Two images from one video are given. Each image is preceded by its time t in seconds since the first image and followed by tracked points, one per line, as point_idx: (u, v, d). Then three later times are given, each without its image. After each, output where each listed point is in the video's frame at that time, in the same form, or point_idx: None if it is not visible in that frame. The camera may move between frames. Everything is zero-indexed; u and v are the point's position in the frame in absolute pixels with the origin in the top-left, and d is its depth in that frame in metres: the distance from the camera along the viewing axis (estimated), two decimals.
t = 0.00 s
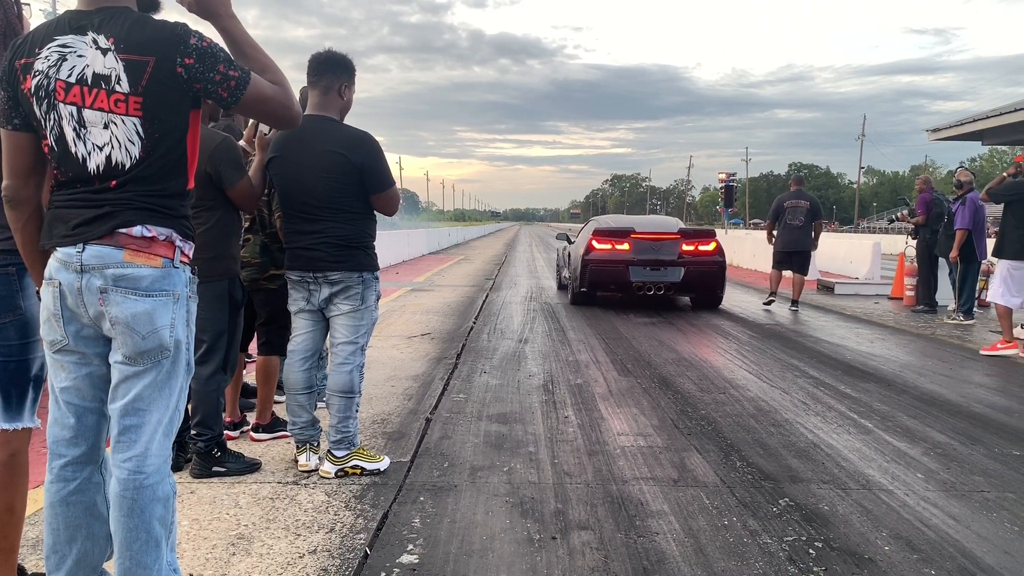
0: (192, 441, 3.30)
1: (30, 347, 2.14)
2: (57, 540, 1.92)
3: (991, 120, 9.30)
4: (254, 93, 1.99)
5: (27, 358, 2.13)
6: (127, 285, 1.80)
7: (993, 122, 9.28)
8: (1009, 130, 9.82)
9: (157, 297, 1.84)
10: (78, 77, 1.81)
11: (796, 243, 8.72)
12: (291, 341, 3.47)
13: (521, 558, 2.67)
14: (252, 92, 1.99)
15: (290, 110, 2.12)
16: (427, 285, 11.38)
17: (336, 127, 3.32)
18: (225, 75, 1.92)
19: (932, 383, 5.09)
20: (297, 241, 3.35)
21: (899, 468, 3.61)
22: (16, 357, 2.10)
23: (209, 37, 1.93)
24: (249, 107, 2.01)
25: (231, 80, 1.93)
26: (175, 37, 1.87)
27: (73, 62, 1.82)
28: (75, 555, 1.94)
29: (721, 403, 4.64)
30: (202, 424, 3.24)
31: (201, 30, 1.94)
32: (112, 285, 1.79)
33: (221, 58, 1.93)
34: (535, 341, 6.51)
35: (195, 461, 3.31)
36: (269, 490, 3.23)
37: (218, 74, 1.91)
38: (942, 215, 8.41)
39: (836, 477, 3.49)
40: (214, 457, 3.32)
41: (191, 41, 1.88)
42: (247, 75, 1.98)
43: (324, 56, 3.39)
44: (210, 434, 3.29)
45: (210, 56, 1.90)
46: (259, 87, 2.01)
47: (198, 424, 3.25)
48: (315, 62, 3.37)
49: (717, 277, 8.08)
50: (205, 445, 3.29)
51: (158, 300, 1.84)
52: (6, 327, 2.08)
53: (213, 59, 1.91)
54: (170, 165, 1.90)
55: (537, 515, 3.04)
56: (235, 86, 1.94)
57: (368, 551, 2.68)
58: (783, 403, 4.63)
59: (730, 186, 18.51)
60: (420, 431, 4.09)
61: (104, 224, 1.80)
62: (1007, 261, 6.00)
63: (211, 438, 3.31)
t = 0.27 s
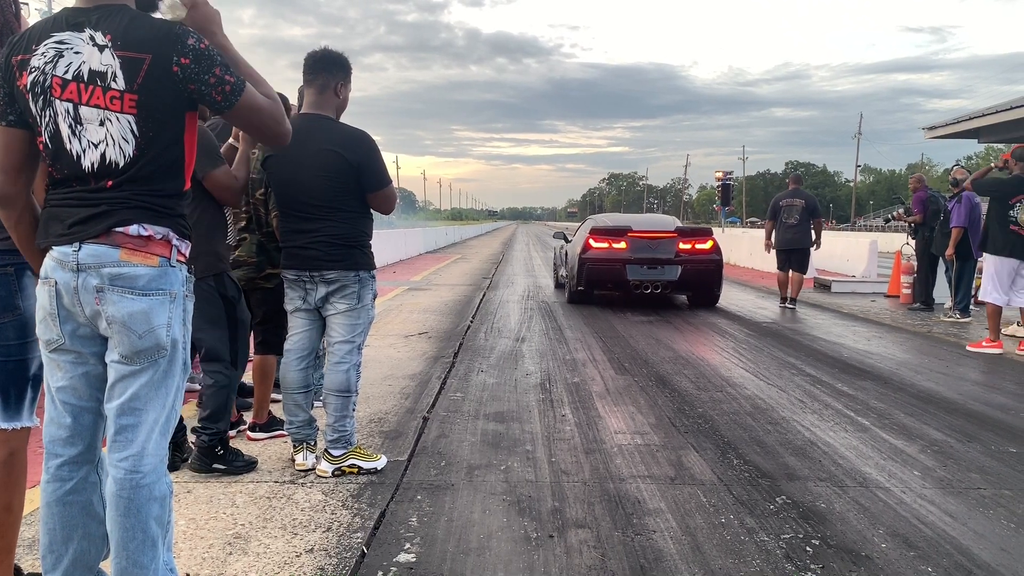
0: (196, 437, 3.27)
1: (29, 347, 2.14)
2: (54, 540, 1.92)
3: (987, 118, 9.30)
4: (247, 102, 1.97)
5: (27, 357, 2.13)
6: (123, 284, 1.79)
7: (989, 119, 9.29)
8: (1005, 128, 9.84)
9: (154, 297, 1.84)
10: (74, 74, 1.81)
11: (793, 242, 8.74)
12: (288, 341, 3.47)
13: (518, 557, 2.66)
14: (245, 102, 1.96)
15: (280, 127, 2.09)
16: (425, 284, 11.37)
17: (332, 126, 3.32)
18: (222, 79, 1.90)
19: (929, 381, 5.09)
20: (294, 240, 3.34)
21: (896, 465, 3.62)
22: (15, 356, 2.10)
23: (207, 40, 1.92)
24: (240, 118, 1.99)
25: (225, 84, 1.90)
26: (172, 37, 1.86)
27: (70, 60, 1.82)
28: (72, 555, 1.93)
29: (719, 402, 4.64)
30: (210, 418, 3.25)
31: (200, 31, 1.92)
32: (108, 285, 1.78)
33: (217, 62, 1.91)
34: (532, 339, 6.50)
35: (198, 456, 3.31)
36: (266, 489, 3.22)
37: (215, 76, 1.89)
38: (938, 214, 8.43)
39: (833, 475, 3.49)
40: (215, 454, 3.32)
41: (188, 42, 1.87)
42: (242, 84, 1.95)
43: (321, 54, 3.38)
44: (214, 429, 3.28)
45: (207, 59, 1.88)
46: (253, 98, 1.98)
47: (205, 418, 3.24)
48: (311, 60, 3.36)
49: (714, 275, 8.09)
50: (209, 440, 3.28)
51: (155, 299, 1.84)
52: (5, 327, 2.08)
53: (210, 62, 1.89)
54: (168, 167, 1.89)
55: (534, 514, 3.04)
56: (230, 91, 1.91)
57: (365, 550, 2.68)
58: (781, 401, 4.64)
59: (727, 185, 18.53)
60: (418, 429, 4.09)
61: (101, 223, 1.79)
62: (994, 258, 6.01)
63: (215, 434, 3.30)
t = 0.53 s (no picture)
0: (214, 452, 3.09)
1: (25, 347, 2.11)
2: (50, 541, 1.91)
3: (983, 116, 9.32)
4: (228, 122, 1.93)
5: (23, 357, 2.10)
6: (124, 284, 1.79)
7: (985, 118, 9.31)
8: (1001, 126, 9.86)
9: (155, 296, 1.83)
10: (74, 70, 1.80)
11: (791, 241, 8.75)
12: (285, 340, 3.46)
13: (515, 555, 2.66)
14: (227, 122, 1.93)
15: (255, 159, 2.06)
16: (422, 283, 11.38)
17: (329, 124, 3.31)
18: (211, 90, 1.89)
19: (926, 379, 5.10)
20: (291, 240, 3.34)
21: (893, 464, 3.62)
22: (11, 356, 2.07)
23: (206, 46, 1.92)
24: (219, 142, 1.94)
25: (213, 97, 1.88)
26: (171, 38, 1.85)
27: (69, 56, 1.81)
28: (68, 556, 1.92)
29: (716, 400, 4.64)
30: (222, 429, 3.06)
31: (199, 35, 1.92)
32: (109, 284, 1.77)
33: (212, 71, 1.91)
34: (530, 338, 6.51)
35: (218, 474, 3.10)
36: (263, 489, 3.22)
37: (206, 83, 1.87)
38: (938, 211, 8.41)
39: (830, 473, 3.49)
40: (236, 467, 3.11)
41: (187, 46, 1.86)
42: (231, 106, 1.95)
43: (318, 53, 3.37)
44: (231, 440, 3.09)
45: (202, 64, 1.88)
46: (238, 123, 1.97)
47: (216, 431, 3.06)
48: (308, 59, 3.35)
49: (712, 274, 8.10)
50: (228, 452, 3.08)
51: (156, 299, 1.83)
52: (3, 327, 2.06)
53: (204, 69, 1.88)
54: (165, 168, 1.88)
55: (532, 512, 3.04)
56: (216, 105, 1.89)
57: (362, 549, 2.67)
58: (778, 400, 4.64)
59: (724, 184, 18.55)
60: (415, 428, 4.09)
61: (100, 222, 1.79)
62: (981, 255, 6.02)
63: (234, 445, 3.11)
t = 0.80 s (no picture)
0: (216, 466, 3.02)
1: (25, 348, 2.10)
2: (49, 543, 1.91)
3: (981, 117, 9.33)
4: (213, 125, 1.88)
5: (22, 358, 2.09)
6: (122, 285, 1.79)
7: (982, 119, 9.32)
8: (999, 127, 9.88)
9: (153, 298, 1.83)
10: (73, 69, 1.80)
11: (796, 242, 8.77)
12: (283, 341, 3.46)
13: (514, 556, 2.66)
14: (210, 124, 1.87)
15: (236, 170, 1.98)
16: (420, 283, 11.38)
17: (327, 125, 3.31)
18: (199, 91, 1.86)
19: (924, 379, 5.11)
20: (289, 240, 3.33)
21: (892, 464, 3.62)
22: (9, 357, 2.06)
23: (202, 49, 1.91)
24: (197, 143, 1.87)
25: (201, 96, 1.85)
26: (167, 39, 1.85)
27: (68, 55, 1.81)
28: (67, 558, 1.92)
29: (715, 401, 4.64)
30: (222, 445, 2.97)
31: (195, 37, 1.91)
32: (106, 285, 1.77)
33: (204, 74, 1.89)
34: (529, 339, 6.50)
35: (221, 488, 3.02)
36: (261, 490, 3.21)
37: (196, 84, 1.85)
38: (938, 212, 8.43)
39: (829, 474, 3.49)
40: (241, 483, 3.03)
41: (183, 47, 1.86)
42: (219, 109, 1.90)
43: (317, 53, 3.37)
44: (233, 456, 3.00)
45: (196, 65, 1.87)
46: (223, 129, 1.92)
47: (218, 446, 2.98)
48: (307, 59, 3.35)
49: (710, 275, 8.10)
50: (229, 468, 3.00)
51: (154, 300, 1.83)
52: (2, 328, 2.05)
53: (198, 70, 1.87)
54: (163, 168, 1.87)
55: (531, 513, 3.04)
56: (202, 104, 1.85)
57: (361, 550, 2.67)
58: (776, 400, 4.64)
59: (722, 184, 18.57)
60: (414, 429, 4.08)
61: (99, 222, 1.79)
62: (978, 256, 6.04)
63: (236, 461, 3.02)
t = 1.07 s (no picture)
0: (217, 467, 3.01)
1: (27, 348, 2.08)
2: (48, 545, 1.91)
3: (981, 119, 9.33)
4: (206, 124, 1.87)
5: (23, 359, 2.07)
6: (118, 286, 1.79)
7: (982, 121, 9.34)
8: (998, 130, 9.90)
9: (149, 299, 1.83)
10: (68, 70, 1.81)
11: (811, 244, 8.76)
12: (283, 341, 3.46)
13: (514, 558, 2.67)
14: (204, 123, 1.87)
15: (229, 169, 1.95)
16: (419, 284, 11.38)
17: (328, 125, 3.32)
18: (190, 89, 1.84)
19: (923, 381, 5.11)
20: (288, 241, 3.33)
21: (891, 466, 3.63)
22: (11, 357, 2.04)
23: (195, 49, 1.89)
24: (189, 141, 1.85)
25: (192, 95, 1.83)
26: (159, 38, 1.84)
27: (63, 56, 1.81)
28: (66, 560, 1.92)
29: (714, 402, 4.64)
30: (224, 448, 2.96)
31: (188, 37, 1.90)
32: (102, 287, 1.78)
33: (196, 73, 1.87)
34: (528, 340, 6.50)
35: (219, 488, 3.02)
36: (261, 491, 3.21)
37: (187, 83, 1.84)
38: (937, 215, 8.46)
39: (828, 475, 3.50)
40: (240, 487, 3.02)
41: (174, 46, 1.84)
42: (211, 109, 1.89)
43: (318, 54, 3.37)
44: (234, 459, 2.99)
45: (187, 65, 1.85)
46: (216, 127, 1.90)
47: (219, 448, 2.97)
48: (308, 60, 3.34)
49: (710, 276, 8.11)
50: (229, 471, 3.00)
51: (150, 301, 1.83)
52: (4, 328, 2.03)
53: (189, 70, 1.86)
54: (159, 168, 1.87)
55: (530, 515, 3.04)
56: (193, 103, 1.83)
57: (361, 551, 2.67)
58: (775, 401, 4.65)
59: (721, 186, 18.58)
60: (413, 430, 4.09)
61: (95, 223, 1.79)
62: (978, 258, 6.04)
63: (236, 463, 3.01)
